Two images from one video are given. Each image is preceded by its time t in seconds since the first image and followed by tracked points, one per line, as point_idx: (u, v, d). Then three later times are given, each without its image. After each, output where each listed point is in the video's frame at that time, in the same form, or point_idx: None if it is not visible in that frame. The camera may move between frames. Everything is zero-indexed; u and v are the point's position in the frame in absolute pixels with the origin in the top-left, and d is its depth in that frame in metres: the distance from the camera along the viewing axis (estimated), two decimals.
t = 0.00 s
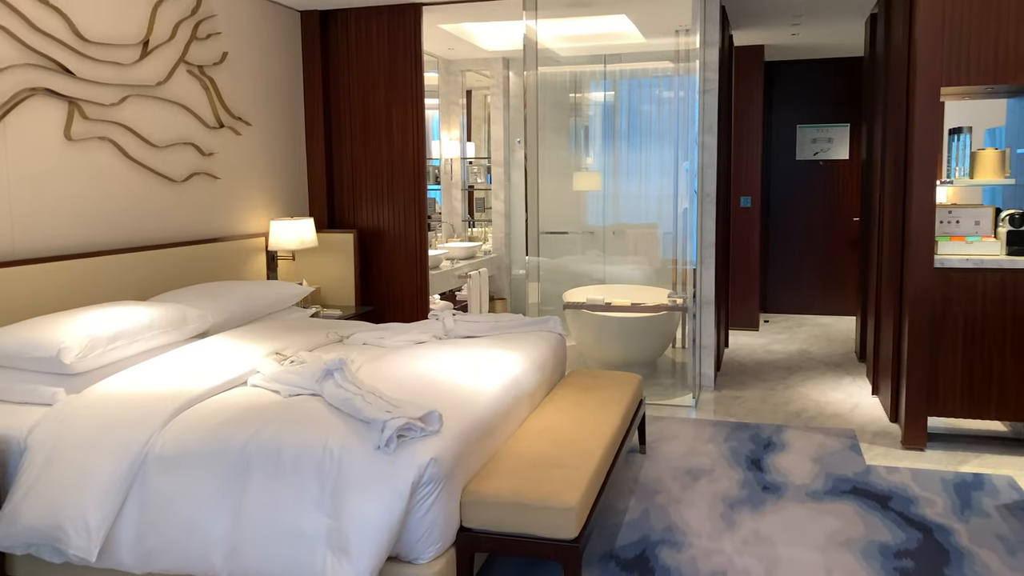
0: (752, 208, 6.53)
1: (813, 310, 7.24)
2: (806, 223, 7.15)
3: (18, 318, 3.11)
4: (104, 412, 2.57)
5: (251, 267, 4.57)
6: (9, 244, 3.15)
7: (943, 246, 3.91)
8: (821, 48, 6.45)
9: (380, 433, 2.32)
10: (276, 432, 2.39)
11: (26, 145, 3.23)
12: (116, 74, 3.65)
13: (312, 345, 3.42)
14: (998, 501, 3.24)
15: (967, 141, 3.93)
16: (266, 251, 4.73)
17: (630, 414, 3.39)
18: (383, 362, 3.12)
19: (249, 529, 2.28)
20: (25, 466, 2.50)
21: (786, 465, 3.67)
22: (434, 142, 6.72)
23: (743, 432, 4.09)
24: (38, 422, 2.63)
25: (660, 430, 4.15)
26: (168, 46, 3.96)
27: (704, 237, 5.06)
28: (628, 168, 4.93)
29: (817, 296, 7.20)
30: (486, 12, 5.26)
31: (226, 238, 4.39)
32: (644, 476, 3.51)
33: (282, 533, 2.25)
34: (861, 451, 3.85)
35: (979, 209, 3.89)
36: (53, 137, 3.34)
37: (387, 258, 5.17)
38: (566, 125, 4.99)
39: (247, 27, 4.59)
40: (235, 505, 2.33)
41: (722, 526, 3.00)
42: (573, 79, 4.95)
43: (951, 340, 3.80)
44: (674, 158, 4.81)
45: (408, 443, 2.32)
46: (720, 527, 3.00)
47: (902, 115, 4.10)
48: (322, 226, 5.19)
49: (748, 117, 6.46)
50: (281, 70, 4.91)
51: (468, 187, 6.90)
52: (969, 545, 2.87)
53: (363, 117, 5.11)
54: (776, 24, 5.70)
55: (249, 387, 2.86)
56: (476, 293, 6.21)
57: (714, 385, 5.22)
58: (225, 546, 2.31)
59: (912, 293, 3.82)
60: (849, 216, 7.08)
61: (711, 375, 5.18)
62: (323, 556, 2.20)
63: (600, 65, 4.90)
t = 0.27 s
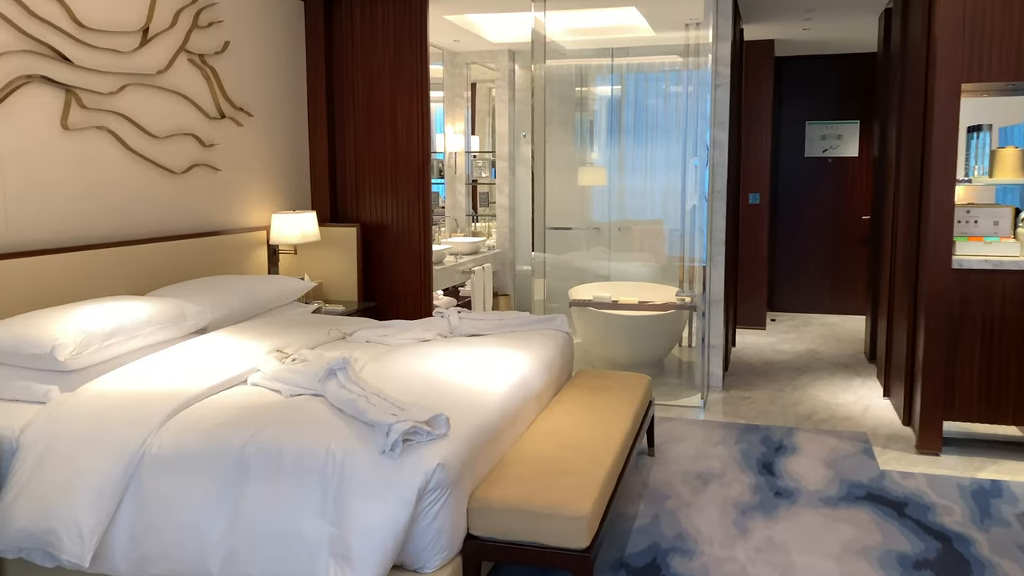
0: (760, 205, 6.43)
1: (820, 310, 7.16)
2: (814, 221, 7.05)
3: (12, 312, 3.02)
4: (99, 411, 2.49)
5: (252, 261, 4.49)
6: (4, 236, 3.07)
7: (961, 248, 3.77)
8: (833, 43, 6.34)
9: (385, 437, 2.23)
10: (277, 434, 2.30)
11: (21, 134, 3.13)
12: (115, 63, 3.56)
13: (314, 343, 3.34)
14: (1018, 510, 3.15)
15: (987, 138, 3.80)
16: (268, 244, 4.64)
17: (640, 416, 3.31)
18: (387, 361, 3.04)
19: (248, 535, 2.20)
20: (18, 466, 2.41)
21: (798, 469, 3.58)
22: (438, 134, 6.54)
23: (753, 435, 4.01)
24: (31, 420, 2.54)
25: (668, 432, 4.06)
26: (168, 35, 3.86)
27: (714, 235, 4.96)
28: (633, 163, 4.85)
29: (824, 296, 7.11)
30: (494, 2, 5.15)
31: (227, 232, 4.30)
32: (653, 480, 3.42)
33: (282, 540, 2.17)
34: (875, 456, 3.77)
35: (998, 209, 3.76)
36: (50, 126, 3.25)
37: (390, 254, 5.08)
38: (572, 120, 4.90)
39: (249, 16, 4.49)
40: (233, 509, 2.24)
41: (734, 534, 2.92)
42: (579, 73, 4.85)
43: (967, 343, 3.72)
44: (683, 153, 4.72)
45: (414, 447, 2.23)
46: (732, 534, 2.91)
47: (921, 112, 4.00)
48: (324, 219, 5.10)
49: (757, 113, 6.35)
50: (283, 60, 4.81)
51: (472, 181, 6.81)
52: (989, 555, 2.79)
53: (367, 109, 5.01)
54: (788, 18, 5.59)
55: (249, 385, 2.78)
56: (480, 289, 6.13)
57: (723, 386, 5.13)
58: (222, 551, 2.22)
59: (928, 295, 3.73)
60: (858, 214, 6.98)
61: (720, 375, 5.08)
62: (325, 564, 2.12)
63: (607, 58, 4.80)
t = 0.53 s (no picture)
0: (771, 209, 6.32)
1: (830, 316, 7.03)
2: (826, 226, 6.93)
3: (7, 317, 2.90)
4: (96, 422, 2.37)
5: (255, 265, 4.37)
6: None
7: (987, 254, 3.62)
8: (846, 45, 6.23)
9: (397, 453, 2.11)
10: (283, 448, 2.18)
11: (17, 132, 3.02)
12: (115, 59, 3.44)
13: (320, 350, 3.21)
14: None
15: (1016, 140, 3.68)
16: (271, 247, 4.52)
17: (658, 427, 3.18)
18: (396, 370, 2.91)
19: (252, 557, 2.07)
20: (9, 479, 2.28)
21: (820, 482, 3.46)
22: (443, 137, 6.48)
23: (771, 446, 3.89)
24: (24, 431, 2.42)
25: (683, 443, 3.94)
26: (170, 31, 3.75)
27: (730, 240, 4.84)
28: (641, 166, 4.75)
29: (835, 302, 6.99)
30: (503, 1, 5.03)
31: (229, 234, 4.19)
32: (670, 494, 3.30)
33: (288, 562, 2.05)
34: (898, 468, 3.64)
35: None
36: (47, 124, 3.13)
37: (397, 257, 4.96)
38: (580, 123, 4.81)
39: (254, 13, 4.37)
40: (237, 528, 2.11)
41: (759, 552, 2.79)
42: (586, 75, 4.75)
43: (994, 352, 3.59)
44: (696, 156, 4.60)
45: (427, 463, 2.11)
46: (757, 553, 2.78)
47: (944, 114, 3.88)
48: (329, 222, 4.98)
49: (769, 116, 6.24)
50: (288, 59, 4.69)
51: (477, 183, 6.70)
52: None
53: (373, 110, 4.89)
54: (803, 19, 5.47)
55: (252, 395, 2.66)
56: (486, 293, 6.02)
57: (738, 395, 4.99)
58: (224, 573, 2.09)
59: (955, 303, 3.61)
60: (870, 219, 6.87)
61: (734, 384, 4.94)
62: None
63: (616, 60, 4.70)
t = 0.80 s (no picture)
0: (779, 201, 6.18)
1: (838, 309, 6.90)
2: (834, 218, 6.80)
3: None
4: (85, 436, 2.23)
5: (251, 265, 4.23)
6: None
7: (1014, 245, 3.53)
8: (854, 32, 6.08)
9: (407, 469, 1.97)
10: (285, 464, 2.04)
11: None
12: (102, 52, 3.29)
13: (321, 355, 3.08)
14: None
15: None
16: (268, 247, 4.38)
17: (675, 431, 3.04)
18: (402, 376, 2.78)
19: None
20: None
21: (842, 485, 3.33)
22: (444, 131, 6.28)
23: (788, 447, 3.76)
24: (9, 447, 2.29)
25: (698, 444, 3.81)
26: (160, 23, 3.59)
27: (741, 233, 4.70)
28: (643, 160, 4.61)
29: (842, 295, 6.86)
30: None
31: (225, 234, 4.04)
32: (688, 499, 3.17)
33: None
34: (922, 469, 3.51)
35: None
36: (31, 120, 2.98)
37: (397, 256, 4.82)
38: (581, 116, 4.66)
39: (246, 5, 4.22)
40: (236, 551, 1.98)
41: (785, 562, 2.66)
42: (587, 66, 4.61)
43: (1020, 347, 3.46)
44: (703, 148, 4.46)
45: (439, 480, 1.97)
46: (783, 563, 2.65)
47: (965, 101, 3.74)
48: (327, 220, 4.83)
49: (775, 106, 6.09)
50: (283, 52, 4.54)
51: (477, 178, 6.54)
52: None
53: (371, 104, 4.74)
54: (812, 6, 5.32)
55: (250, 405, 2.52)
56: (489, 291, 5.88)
57: (751, 393, 4.86)
58: None
59: (978, 297, 3.48)
60: (879, 211, 6.73)
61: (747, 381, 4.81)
62: None
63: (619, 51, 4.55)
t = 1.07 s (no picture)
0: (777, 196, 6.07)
1: (836, 305, 6.80)
2: (831, 212, 6.69)
3: None
4: (57, 454, 2.08)
5: (237, 266, 4.08)
6: None
7: None
8: (853, 24, 5.97)
9: (402, 487, 1.83)
10: (271, 482, 1.90)
11: None
12: (77, 45, 3.12)
13: (310, 361, 2.94)
14: None
15: None
16: (255, 247, 4.23)
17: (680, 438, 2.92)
18: (395, 384, 2.64)
19: None
20: None
21: (852, 490, 3.21)
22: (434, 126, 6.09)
23: (794, 450, 3.64)
24: None
25: (701, 448, 3.69)
26: (138, 15, 3.43)
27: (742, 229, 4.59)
28: (636, 155, 4.48)
29: (840, 291, 6.76)
30: None
31: (209, 235, 3.89)
32: (694, 507, 3.05)
33: None
34: (932, 472, 3.41)
35: None
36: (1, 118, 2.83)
37: (388, 255, 4.67)
38: (572, 111, 4.50)
39: None
40: None
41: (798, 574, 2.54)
42: (579, 60, 4.47)
43: None
44: (701, 141, 4.34)
45: (438, 499, 1.84)
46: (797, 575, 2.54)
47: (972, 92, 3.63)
48: (315, 219, 4.68)
49: (772, 99, 5.98)
50: (267, 45, 4.38)
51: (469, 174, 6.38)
52: None
53: (359, 99, 4.60)
54: None
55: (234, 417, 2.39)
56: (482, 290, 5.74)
57: (753, 393, 4.75)
58: None
59: (990, 295, 3.37)
60: (877, 205, 6.63)
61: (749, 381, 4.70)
62: None
63: (613, 44, 4.41)
